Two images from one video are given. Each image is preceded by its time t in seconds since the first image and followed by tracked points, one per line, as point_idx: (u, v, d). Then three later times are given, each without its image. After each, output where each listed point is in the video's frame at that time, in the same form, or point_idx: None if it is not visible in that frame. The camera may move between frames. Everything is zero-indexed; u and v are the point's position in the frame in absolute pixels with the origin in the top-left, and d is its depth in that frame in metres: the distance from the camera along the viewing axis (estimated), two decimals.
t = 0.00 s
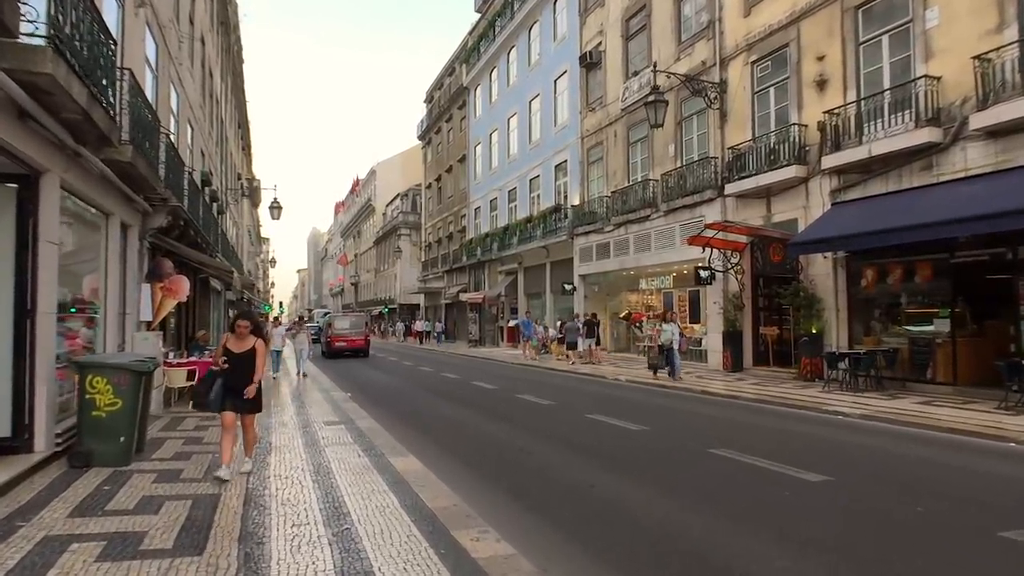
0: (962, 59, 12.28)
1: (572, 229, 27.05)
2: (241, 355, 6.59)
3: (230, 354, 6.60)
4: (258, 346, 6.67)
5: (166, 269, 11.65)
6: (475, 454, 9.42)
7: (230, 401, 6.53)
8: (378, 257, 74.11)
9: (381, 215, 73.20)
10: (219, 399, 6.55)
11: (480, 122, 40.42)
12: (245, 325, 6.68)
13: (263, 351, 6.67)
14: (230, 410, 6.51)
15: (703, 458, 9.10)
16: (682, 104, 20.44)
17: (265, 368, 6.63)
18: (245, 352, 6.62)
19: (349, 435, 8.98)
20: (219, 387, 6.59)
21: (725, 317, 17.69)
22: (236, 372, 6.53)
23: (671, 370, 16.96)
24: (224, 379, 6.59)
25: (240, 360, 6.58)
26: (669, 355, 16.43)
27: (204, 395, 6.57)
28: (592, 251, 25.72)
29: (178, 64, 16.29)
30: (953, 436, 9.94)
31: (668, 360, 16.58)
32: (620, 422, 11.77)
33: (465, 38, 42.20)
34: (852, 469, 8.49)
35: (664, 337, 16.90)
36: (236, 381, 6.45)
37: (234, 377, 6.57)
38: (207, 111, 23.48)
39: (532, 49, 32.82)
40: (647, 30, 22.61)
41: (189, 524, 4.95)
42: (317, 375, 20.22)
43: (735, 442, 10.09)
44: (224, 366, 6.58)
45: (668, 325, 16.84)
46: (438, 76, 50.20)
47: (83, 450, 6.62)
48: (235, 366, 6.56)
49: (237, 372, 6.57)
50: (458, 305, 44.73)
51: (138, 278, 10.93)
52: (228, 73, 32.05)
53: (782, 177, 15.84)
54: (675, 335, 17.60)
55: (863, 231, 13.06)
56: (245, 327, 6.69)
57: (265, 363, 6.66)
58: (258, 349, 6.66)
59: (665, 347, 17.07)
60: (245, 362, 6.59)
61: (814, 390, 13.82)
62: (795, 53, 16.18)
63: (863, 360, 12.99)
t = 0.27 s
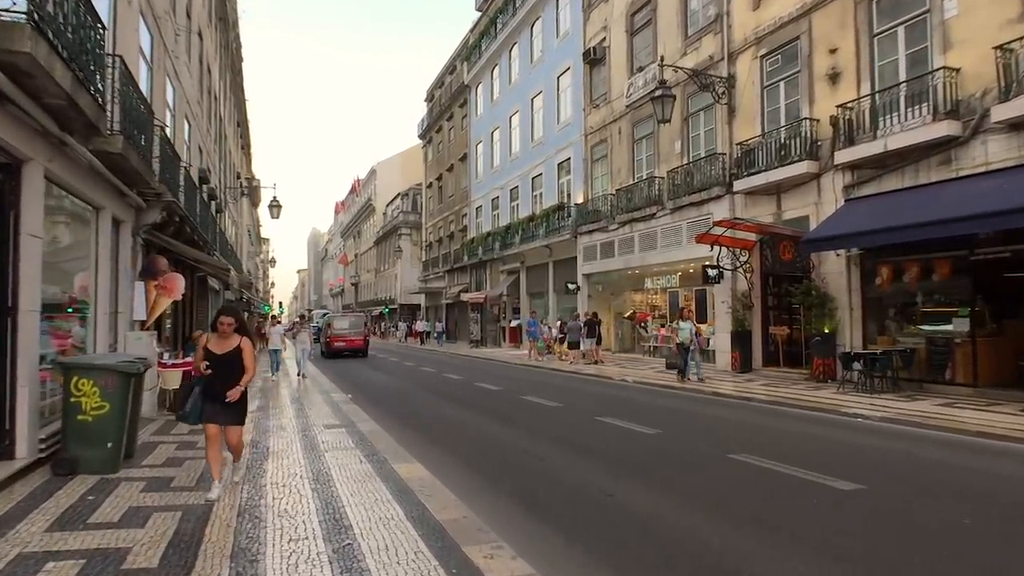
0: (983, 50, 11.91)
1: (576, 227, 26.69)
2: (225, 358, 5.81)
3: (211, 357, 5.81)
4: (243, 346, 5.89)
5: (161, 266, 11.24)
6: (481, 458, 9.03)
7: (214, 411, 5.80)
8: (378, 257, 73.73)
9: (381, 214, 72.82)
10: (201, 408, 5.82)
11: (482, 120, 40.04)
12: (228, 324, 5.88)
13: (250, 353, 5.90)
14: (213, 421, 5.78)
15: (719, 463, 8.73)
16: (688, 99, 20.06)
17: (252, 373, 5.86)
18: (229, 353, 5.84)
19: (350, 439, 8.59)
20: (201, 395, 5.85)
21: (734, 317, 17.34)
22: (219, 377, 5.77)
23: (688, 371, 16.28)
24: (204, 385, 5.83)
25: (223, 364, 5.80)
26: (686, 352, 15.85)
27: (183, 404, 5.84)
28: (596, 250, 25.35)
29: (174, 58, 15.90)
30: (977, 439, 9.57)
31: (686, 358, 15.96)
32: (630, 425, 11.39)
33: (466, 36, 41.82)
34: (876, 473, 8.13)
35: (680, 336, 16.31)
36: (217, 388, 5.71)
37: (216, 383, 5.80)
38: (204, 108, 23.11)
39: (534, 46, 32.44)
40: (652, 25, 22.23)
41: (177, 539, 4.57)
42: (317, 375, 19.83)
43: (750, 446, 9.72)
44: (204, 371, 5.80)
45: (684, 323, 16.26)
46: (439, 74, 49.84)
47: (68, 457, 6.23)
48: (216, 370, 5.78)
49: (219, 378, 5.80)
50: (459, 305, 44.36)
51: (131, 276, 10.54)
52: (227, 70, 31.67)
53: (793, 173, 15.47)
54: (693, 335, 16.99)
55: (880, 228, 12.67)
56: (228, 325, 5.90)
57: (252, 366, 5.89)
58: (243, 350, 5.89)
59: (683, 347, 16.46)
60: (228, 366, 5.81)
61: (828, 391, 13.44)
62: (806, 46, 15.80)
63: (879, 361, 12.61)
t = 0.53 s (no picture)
0: (1005, 42, 11.53)
1: (579, 226, 26.33)
2: (207, 367, 4.83)
3: (190, 367, 4.83)
4: (230, 353, 4.92)
5: (154, 265, 10.92)
6: (487, 464, 8.62)
7: (196, 432, 4.79)
8: (378, 257, 73.34)
9: (381, 214, 72.48)
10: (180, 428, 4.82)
11: (483, 118, 39.65)
12: (210, 328, 4.87)
13: (240, 361, 4.92)
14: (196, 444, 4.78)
15: (737, 469, 8.34)
16: (695, 95, 19.68)
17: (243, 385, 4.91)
18: (212, 363, 4.85)
19: (350, 446, 8.20)
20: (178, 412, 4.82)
21: (743, 317, 16.95)
22: (201, 390, 4.79)
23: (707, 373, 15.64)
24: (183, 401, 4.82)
25: (205, 375, 4.82)
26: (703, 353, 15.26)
27: (158, 422, 4.83)
28: (599, 249, 24.98)
29: (169, 53, 15.51)
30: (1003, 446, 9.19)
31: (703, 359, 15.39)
32: (641, 430, 10.99)
33: (467, 33, 41.43)
34: (902, 481, 7.75)
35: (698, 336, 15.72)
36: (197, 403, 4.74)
37: (196, 397, 4.80)
38: (202, 105, 22.75)
39: (536, 43, 32.05)
40: (657, 20, 21.84)
41: (161, 562, 4.19)
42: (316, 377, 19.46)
43: (767, 452, 9.33)
44: (183, 384, 4.82)
45: (702, 323, 15.67)
46: (439, 73, 49.45)
47: (49, 468, 5.85)
48: (198, 383, 4.80)
49: (201, 392, 4.81)
50: (460, 305, 43.98)
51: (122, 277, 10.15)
52: (225, 67, 31.29)
53: (804, 170, 15.09)
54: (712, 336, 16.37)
55: (898, 226, 12.27)
56: (210, 330, 4.91)
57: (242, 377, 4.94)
58: (232, 358, 4.91)
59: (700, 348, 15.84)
60: (210, 376, 4.82)
61: (842, 394, 13.06)
62: (817, 40, 15.42)
63: (897, 362, 12.23)
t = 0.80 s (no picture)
0: None
1: (582, 224, 25.95)
2: (182, 368, 4.25)
3: (162, 368, 4.24)
4: (207, 352, 4.37)
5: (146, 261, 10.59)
6: (491, 468, 8.23)
7: (171, 442, 4.23)
8: (378, 257, 72.95)
9: (381, 213, 72.12)
10: (150, 436, 4.24)
11: (484, 116, 39.31)
12: (185, 324, 4.28)
13: (218, 361, 4.38)
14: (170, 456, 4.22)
15: (755, 472, 7.95)
16: (701, 90, 19.32)
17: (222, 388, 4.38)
18: (187, 363, 4.28)
19: (349, 450, 7.81)
20: (147, 419, 4.24)
21: (751, 316, 16.56)
22: (176, 395, 4.22)
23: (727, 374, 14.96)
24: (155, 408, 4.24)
25: (179, 377, 4.25)
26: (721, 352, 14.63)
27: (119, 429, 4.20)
28: (603, 247, 24.60)
29: (165, 45, 15.15)
30: None
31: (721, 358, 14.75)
32: (651, 433, 10.60)
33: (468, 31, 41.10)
34: (930, 484, 7.37)
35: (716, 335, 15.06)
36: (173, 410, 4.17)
37: (168, 402, 4.22)
38: (199, 101, 22.38)
39: (538, 40, 31.70)
40: (662, 14, 21.48)
41: None
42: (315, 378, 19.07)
43: (784, 455, 8.95)
44: (153, 386, 4.22)
45: (720, 321, 15.01)
46: (440, 71, 49.11)
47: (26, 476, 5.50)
48: (172, 386, 4.22)
49: (175, 396, 4.24)
50: (460, 305, 43.59)
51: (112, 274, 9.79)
52: (224, 63, 30.94)
53: (815, 165, 14.72)
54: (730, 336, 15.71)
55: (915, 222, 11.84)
56: (185, 324, 4.30)
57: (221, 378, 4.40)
58: (209, 358, 4.36)
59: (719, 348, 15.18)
60: (184, 378, 4.26)
61: (856, 395, 12.68)
62: (828, 32, 15.06)
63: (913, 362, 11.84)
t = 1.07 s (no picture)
0: None
1: (586, 224, 25.55)
2: (141, 389, 3.51)
3: (120, 389, 3.53)
4: (172, 367, 3.60)
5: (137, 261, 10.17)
6: (497, 476, 7.82)
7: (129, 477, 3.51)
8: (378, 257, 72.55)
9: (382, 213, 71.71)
10: (105, 469, 3.54)
11: (486, 114, 38.90)
12: (145, 335, 3.51)
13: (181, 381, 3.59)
14: (126, 495, 3.49)
15: (776, 482, 7.54)
16: (709, 87, 18.91)
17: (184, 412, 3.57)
18: (150, 382, 3.54)
19: (349, 460, 7.40)
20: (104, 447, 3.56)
21: (761, 318, 16.16)
22: (128, 424, 3.45)
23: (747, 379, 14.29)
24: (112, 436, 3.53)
25: (140, 398, 3.52)
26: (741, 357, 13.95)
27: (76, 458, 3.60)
28: (608, 247, 24.19)
29: (160, 38, 14.73)
30: None
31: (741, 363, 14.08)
32: (661, 441, 10.19)
33: (470, 28, 40.70)
34: (963, 496, 6.97)
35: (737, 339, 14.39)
36: (121, 438, 3.43)
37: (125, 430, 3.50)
38: (197, 97, 21.98)
39: (540, 37, 31.30)
40: (668, 9, 21.07)
41: None
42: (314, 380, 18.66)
43: (805, 464, 8.55)
44: (109, 410, 3.51)
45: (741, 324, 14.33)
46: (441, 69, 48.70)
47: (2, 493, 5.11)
48: (129, 411, 3.49)
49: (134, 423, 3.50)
50: (461, 305, 43.19)
51: (101, 275, 9.39)
52: (221, 61, 30.52)
53: (828, 162, 14.32)
54: (751, 340, 15.05)
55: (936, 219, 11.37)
56: (146, 336, 3.53)
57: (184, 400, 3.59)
58: (171, 374, 3.58)
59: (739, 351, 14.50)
60: (144, 400, 3.51)
61: (873, 400, 12.28)
62: (842, 26, 14.65)
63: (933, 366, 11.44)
